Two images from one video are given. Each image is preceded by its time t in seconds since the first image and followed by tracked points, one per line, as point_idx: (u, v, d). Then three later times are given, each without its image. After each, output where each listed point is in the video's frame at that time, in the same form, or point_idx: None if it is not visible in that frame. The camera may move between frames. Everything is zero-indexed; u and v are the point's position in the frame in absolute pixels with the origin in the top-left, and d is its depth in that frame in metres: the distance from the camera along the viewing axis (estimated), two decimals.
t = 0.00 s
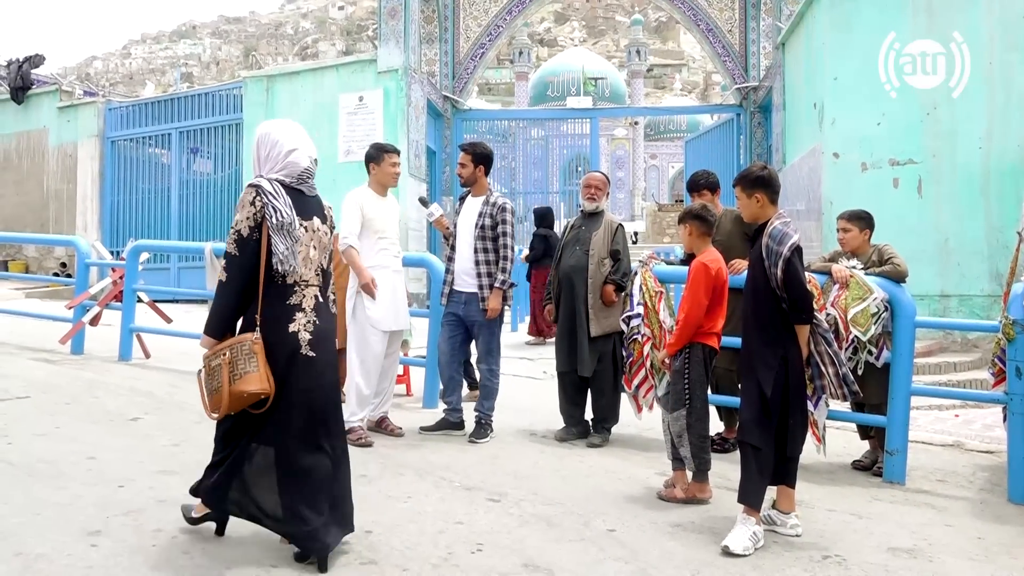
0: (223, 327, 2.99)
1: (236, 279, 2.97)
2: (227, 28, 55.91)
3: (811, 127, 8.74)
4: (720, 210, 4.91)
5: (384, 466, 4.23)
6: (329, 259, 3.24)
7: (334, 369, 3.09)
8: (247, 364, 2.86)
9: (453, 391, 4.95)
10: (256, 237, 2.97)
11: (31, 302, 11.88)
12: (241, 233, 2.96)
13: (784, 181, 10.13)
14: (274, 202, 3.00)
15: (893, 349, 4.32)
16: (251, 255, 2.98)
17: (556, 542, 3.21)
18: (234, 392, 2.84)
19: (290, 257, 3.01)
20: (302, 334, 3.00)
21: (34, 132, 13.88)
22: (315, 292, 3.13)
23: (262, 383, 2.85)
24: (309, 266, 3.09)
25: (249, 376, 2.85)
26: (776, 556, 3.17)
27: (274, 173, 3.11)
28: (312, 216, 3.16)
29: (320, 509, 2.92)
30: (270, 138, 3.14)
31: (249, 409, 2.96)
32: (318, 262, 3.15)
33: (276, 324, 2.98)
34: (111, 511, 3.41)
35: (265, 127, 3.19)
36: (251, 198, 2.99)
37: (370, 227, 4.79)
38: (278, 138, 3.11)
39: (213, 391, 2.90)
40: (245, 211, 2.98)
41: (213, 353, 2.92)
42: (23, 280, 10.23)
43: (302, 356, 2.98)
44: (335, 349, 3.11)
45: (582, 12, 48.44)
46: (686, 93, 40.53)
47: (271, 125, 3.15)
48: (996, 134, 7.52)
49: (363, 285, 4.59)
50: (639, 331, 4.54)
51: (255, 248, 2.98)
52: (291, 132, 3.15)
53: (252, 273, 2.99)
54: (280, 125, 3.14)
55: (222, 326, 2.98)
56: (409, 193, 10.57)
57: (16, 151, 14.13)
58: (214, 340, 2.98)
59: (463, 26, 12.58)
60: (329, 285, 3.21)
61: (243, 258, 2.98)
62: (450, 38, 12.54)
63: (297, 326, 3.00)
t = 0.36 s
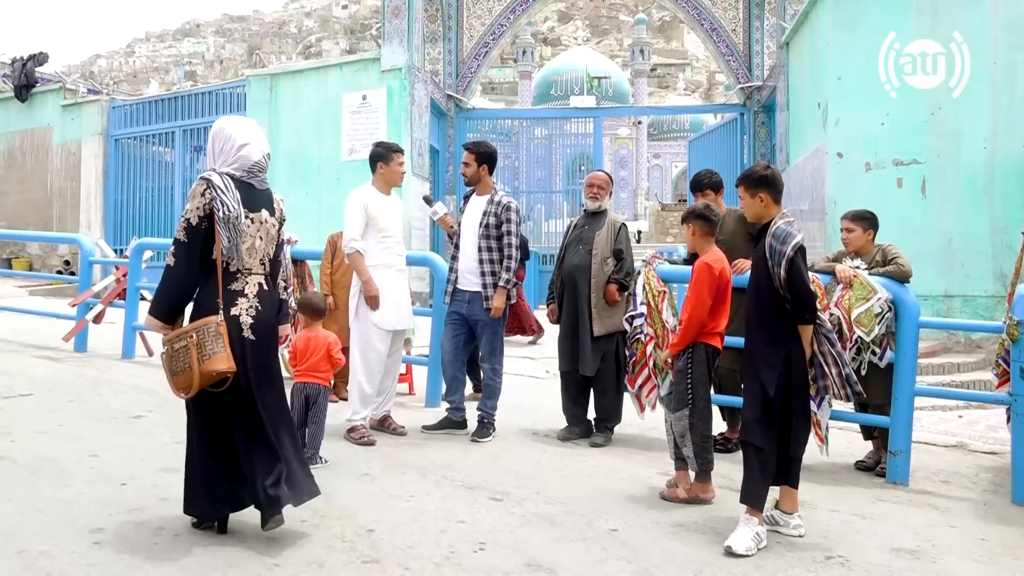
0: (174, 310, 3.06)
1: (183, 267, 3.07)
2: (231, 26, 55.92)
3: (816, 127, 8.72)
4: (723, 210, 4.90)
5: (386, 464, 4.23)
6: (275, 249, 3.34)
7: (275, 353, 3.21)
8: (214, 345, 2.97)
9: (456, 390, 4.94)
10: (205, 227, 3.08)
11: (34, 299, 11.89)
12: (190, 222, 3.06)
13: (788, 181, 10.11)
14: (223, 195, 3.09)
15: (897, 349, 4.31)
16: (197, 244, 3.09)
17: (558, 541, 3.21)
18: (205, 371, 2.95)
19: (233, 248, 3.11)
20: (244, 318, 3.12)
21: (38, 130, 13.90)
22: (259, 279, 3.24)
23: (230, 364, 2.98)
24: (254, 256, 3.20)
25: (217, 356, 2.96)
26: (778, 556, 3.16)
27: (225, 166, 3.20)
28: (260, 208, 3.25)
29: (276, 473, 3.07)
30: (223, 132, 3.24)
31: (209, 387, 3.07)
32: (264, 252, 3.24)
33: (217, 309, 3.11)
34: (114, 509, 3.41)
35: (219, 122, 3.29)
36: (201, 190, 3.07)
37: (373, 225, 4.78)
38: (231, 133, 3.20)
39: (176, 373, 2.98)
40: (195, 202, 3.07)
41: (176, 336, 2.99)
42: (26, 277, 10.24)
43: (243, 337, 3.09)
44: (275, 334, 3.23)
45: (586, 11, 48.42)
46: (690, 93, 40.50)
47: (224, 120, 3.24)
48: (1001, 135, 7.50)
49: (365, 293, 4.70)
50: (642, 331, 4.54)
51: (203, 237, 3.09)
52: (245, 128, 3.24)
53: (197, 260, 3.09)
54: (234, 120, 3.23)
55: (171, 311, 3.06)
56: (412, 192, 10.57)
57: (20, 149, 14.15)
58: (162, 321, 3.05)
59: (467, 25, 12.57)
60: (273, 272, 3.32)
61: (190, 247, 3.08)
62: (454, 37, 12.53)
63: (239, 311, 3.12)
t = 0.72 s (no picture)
0: (155, 305, 3.20)
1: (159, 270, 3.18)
2: (234, 24, 55.96)
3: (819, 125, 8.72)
4: (726, 208, 4.90)
5: (389, 463, 4.23)
6: (250, 248, 3.43)
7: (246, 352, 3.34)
8: (163, 338, 3.04)
9: (459, 388, 4.94)
10: (178, 227, 3.17)
11: (38, 298, 11.92)
12: (164, 223, 3.15)
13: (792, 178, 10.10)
14: (194, 197, 3.18)
15: (901, 348, 4.30)
16: (172, 245, 3.18)
17: (561, 540, 3.21)
18: (153, 363, 3.02)
19: (205, 248, 3.19)
20: (222, 317, 3.24)
21: (42, 130, 13.94)
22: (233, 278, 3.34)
23: (180, 353, 3.04)
24: (227, 256, 3.29)
25: (165, 347, 3.03)
26: (782, 555, 3.16)
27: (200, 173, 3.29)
28: (232, 211, 3.33)
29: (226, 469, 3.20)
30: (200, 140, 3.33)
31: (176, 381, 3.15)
32: (237, 252, 3.33)
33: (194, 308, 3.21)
34: (118, 507, 3.42)
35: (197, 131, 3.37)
36: (173, 192, 3.17)
37: (377, 223, 4.79)
38: (207, 141, 3.29)
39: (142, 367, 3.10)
40: (168, 203, 3.17)
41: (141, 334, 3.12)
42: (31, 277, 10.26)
43: (220, 336, 3.23)
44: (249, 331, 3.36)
45: (589, 10, 48.42)
46: (694, 91, 40.46)
47: (201, 129, 3.33)
48: (1005, 132, 7.44)
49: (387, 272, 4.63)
50: (644, 329, 4.55)
51: (177, 237, 3.18)
52: (220, 136, 3.33)
53: (172, 262, 3.19)
54: (210, 129, 3.32)
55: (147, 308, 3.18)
56: (416, 191, 10.57)
57: (24, 149, 14.19)
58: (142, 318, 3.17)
59: (470, 23, 12.56)
60: (248, 272, 3.41)
61: (165, 248, 3.18)
62: (457, 35, 12.52)
63: (216, 309, 3.23)
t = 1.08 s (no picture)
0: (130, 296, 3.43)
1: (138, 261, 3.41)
2: (237, 25, 56.02)
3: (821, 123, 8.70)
4: (729, 207, 4.89)
5: (392, 463, 4.23)
6: (224, 246, 3.68)
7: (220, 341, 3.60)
8: (158, 328, 3.33)
9: (461, 388, 4.94)
10: (158, 223, 3.40)
11: (42, 299, 11.94)
12: (145, 219, 3.39)
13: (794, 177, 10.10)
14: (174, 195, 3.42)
15: (904, 347, 4.30)
16: (152, 240, 3.41)
17: (563, 539, 3.21)
18: (148, 351, 3.31)
19: (182, 242, 3.44)
20: (202, 308, 3.49)
21: (46, 130, 13.96)
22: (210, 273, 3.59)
23: (172, 345, 3.34)
24: (204, 251, 3.54)
25: (160, 338, 3.32)
26: (785, 554, 3.16)
27: (183, 171, 3.55)
28: (211, 209, 3.57)
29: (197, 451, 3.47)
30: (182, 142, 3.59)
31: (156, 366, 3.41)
32: (213, 247, 3.58)
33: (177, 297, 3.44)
34: (121, 507, 3.43)
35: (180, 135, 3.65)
36: (154, 190, 3.41)
37: (381, 222, 4.80)
38: (188, 141, 3.56)
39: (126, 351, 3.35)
40: (149, 201, 3.40)
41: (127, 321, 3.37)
42: (34, 277, 10.28)
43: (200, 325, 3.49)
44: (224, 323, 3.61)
45: (592, 9, 48.47)
46: (696, 90, 40.48)
47: (184, 131, 3.59)
48: (1008, 130, 7.45)
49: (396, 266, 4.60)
50: (646, 328, 4.56)
51: (158, 232, 3.42)
52: (201, 138, 3.60)
53: (152, 256, 3.43)
54: (192, 131, 3.59)
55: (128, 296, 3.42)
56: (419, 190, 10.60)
57: (28, 149, 14.21)
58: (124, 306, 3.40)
59: (472, 23, 12.58)
60: (223, 268, 3.65)
61: (145, 243, 3.41)
62: (459, 35, 12.53)
63: (196, 301, 3.47)
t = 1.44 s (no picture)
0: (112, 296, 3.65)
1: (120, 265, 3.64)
2: (238, 25, 56.04)
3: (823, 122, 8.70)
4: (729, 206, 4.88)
5: (393, 462, 4.24)
6: (205, 246, 3.88)
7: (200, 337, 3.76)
8: (134, 326, 3.55)
9: (462, 387, 4.94)
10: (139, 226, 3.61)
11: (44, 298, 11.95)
12: (126, 222, 3.60)
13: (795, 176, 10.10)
14: (153, 199, 3.60)
15: (904, 346, 4.30)
16: (134, 244, 3.64)
17: (564, 539, 3.21)
18: (123, 348, 3.54)
19: (166, 244, 3.64)
20: (175, 305, 3.69)
21: (47, 130, 13.97)
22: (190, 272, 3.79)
23: (148, 341, 3.56)
24: (183, 251, 3.74)
25: (136, 335, 3.54)
26: (785, 554, 3.16)
27: (160, 175, 3.75)
28: (188, 211, 3.79)
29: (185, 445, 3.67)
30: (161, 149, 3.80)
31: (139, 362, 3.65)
32: (193, 248, 3.79)
33: (153, 297, 3.67)
34: (122, 506, 3.43)
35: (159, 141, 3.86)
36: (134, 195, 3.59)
37: (383, 222, 4.79)
38: (165, 147, 3.77)
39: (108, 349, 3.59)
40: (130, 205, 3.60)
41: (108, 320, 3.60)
42: (36, 277, 10.29)
43: (173, 322, 3.67)
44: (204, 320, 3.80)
45: (593, 9, 48.50)
46: (697, 89, 40.51)
47: (161, 139, 3.81)
48: (1009, 130, 7.44)
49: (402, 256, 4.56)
50: (647, 328, 4.56)
51: (138, 235, 3.63)
52: (177, 143, 3.80)
53: (134, 257, 3.65)
54: (170, 138, 3.80)
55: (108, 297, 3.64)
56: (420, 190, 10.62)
57: (29, 150, 14.22)
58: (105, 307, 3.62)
59: (473, 23, 12.57)
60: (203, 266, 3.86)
61: (127, 246, 3.63)
62: (460, 34, 12.53)
63: (170, 300, 3.68)
